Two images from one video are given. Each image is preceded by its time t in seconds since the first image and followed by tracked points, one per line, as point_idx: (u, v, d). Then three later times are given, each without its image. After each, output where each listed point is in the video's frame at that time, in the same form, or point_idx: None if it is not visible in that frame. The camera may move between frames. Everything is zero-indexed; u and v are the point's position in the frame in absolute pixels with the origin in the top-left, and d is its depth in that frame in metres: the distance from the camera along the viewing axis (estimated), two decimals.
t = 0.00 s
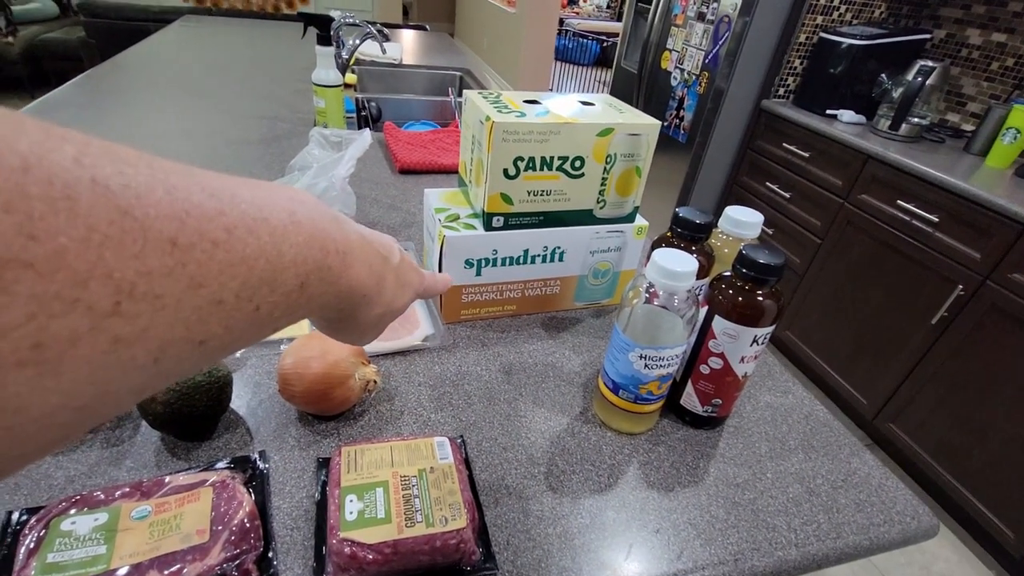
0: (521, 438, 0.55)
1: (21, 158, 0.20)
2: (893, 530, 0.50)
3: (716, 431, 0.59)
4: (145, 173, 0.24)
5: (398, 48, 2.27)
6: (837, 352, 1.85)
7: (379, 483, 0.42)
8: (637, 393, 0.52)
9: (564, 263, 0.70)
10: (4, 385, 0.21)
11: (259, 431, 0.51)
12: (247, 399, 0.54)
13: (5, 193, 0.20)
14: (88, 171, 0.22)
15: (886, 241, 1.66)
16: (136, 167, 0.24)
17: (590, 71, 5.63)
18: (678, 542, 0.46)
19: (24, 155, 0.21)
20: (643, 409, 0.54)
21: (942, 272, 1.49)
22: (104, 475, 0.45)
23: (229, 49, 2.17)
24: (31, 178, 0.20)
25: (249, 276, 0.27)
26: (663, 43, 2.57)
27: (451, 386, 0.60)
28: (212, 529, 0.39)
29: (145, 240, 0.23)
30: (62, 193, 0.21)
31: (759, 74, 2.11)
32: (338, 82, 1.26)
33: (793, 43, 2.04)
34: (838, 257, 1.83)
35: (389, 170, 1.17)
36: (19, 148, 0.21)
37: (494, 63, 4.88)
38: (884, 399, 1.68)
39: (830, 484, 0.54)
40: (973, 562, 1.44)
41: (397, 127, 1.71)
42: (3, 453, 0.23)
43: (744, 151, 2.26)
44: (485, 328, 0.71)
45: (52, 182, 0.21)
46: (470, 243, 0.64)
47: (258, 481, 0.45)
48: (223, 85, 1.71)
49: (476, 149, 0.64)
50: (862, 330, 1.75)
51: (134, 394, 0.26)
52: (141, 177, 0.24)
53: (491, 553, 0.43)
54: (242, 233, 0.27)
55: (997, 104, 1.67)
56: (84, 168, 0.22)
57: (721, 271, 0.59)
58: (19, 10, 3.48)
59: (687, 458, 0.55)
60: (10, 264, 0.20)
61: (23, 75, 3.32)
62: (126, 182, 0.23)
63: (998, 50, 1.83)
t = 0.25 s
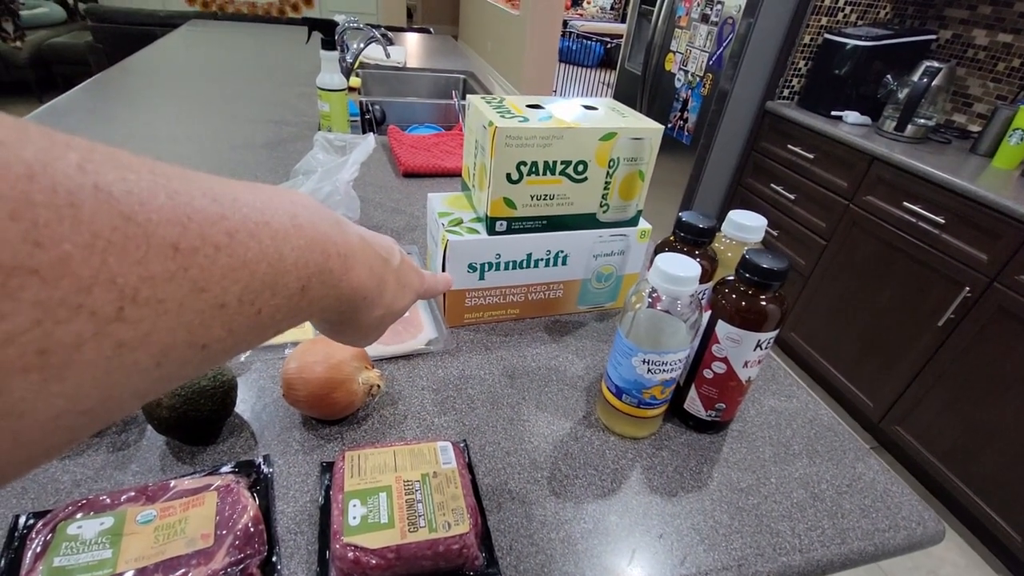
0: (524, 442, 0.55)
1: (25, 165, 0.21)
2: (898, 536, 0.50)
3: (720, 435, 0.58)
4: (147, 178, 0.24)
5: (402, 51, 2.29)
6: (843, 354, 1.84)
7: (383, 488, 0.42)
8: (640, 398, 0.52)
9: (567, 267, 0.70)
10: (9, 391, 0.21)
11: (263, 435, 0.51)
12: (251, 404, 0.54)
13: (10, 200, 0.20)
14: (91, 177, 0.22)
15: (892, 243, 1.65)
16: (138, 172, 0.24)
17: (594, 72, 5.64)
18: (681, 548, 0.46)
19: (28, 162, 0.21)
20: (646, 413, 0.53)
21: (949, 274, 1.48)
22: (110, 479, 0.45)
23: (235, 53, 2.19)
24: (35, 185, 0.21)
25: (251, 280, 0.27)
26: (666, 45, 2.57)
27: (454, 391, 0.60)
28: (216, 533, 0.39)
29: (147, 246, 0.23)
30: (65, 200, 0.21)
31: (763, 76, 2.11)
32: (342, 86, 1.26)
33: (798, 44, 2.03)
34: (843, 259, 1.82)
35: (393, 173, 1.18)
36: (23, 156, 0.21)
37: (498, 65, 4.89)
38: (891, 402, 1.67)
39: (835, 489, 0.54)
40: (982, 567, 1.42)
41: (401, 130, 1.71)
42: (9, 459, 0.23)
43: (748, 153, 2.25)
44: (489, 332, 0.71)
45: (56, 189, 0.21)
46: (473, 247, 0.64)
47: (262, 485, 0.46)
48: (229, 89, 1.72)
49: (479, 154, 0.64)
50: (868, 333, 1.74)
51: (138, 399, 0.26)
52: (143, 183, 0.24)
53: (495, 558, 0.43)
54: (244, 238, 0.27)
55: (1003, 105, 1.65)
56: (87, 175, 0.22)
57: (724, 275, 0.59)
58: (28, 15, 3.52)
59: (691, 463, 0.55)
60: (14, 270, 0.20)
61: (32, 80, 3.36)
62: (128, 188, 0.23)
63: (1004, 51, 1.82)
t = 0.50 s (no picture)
0: (524, 444, 0.55)
1: (34, 171, 0.21)
2: (898, 538, 0.50)
3: (720, 437, 0.58)
4: (152, 182, 0.25)
5: (404, 53, 2.29)
6: (845, 355, 1.83)
7: (382, 490, 0.43)
8: (639, 400, 0.52)
9: (567, 269, 0.70)
10: (18, 394, 0.21)
11: (263, 437, 0.51)
12: (251, 406, 0.55)
13: (19, 205, 0.20)
14: (97, 182, 0.22)
15: (894, 244, 1.64)
16: (143, 177, 0.25)
17: (596, 73, 5.64)
18: (680, 550, 0.46)
19: (36, 167, 0.21)
20: (646, 415, 0.53)
21: (952, 275, 1.48)
22: (112, 481, 0.46)
23: (237, 56, 2.20)
24: (44, 190, 0.21)
25: (255, 282, 0.28)
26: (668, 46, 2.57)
27: (454, 393, 0.60)
28: (216, 535, 0.40)
29: (153, 250, 0.23)
30: (73, 204, 0.21)
31: (764, 76, 2.10)
32: (343, 89, 1.26)
33: (799, 44, 2.03)
34: (845, 260, 1.82)
35: (394, 175, 1.18)
36: (31, 161, 0.21)
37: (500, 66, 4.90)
38: (894, 403, 1.66)
39: (835, 491, 0.54)
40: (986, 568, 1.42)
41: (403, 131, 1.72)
42: (16, 462, 0.23)
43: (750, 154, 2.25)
44: (489, 334, 0.71)
45: (64, 194, 0.21)
46: (473, 249, 0.64)
47: (262, 487, 0.46)
48: (230, 92, 1.72)
49: (478, 156, 0.64)
50: (870, 334, 1.73)
51: (142, 402, 0.26)
52: (148, 187, 0.24)
53: (494, 560, 0.43)
54: (248, 240, 0.27)
55: (1006, 105, 1.65)
56: (94, 179, 0.22)
57: (724, 277, 0.59)
58: (32, 19, 3.54)
59: (691, 465, 0.55)
60: (23, 275, 0.20)
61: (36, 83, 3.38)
62: (134, 192, 0.23)
63: (1007, 50, 1.81)
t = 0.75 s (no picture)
0: (526, 445, 0.55)
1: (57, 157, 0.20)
2: (903, 541, 0.49)
3: (723, 438, 0.58)
4: (171, 172, 0.25)
5: (407, 55, 2.30)
6: (850, 357, 1.82)
7: (384, 491, 0.43)
8: (642, 401, 0.52)
9: (570, 269, 0.70)
10: (42, 380, 0.21)
11: (266, 438, 0.52)
12: (252, 405, 0.55)
13: (42, 190, 0.20)
14: (118, 169, 0.22)
15: (899, 245, 1.63)
16: (162, 166, 0.25)
17: (598, 74, 5.66)
18: (683, 552, 0.46)
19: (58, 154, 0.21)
20: (647, 416, 0.53)
21: (957, 276, 1.47)
22: (115, 481, 0.46)
23: (241, 58, 2.21)
24: (66, 176, 0.20)
25: (270, 274, 0.28)
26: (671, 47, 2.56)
27: (456, 393, 0.60)
28: (218, 535, 0.40)
29: (172, 238, 0.23)
30: (95, 190, 0.21)
31: (768, 77, 2.10)
32: (346, 90, 1.27)
33: (803, 45, 2.02)
34: (849, 261, 1.81)
35: (397, 176, 1.18)
36: (53, 148, 0.21)
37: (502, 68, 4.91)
38: (899, 405, 1.65)
39: (839, 493, 0.53)
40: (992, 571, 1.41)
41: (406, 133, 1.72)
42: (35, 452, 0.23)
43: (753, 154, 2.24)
44: (491, 335, 0.71)
45: (86, 179, 0.21)
46: (475, 250, 0.64)
47: (264, 488, 0.46)
48: (234, 94, 1.73)
49: (481, 157, 0.64)
50: (875, 335, 1.72)
51: (161, 391, 0.26)
52: (167, 176, 0.24)
53: (496, 562, 0.43)
54: (264, 232, 0.27)
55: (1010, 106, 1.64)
56: (115, 167, 0.22)
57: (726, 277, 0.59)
58: (38, 22, 3.56)
59: (694, 466, 0.54)
60: (46, 260, 0.20)
61: (42, 85, 3.40)
62: (153, 180, 0.23)
63: (1012, 51, 1.80)
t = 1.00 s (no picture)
0: (523, 448, 0.55)
1: (53, 160, 0.21)
2: (902, 544, 0.49)
3: (721, 441, 0.58)
4: (168, 174, 0.25)
5: (407, 57, 2.30)
6: (852, 358, 1.82)
7: (379, 495, 0.43)
8: (639, 404, 0.52)
9: (568, 272, 0.70)
10: (39, 383, 0.21)
11: (264, 440, 0.52)
12: (250, 408, 0.55)
13: (38, 194, 0.20)
14: (114, 172, 0.23)
15: (900, 246, 1.63)
16: (159, 168, 0.25)
17: (599, 75, 5.66)
18: (681, 555, 0.46)
19: (55, 156, 0.21)
20: (645, 418, 0.53)
21: (959, 276, 1.47)
22: (113, 484, 0.46)
23: (242, 61, 2.21)
24: (62, 179, 0.21)
25: (268, 275, 0.28)
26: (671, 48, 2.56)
27: (454, 396, 0.60)
28: (215, 539, 0.40)
29: (168, 241, 0.23)
30: (91, 193, 0.21)
31: (769, 78, 2.10)
32: (346, 93, 1.27)
33: (804, 45, 2.02)
34: (850, 261, 1.81)
35: (397, 179, 1.18)
36: (51, 151, 0.21)
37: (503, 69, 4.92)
38: (901, 406, 1.65)
39: (838, 495, 0.53)
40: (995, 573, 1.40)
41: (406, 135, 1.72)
42: (33, 455, 0.23)
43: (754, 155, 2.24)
44: (489, 337, 0.71)
45: (82, 181, 0.21)
46: (473, 253, 0.64)
47: (261, 491, 0.46)
48: (235, 97, 1.73)
49: (478, 160, 0.64)
50: (877, 336, 1.72)
51: (159, 393, 0.26)
52: (164, 178, 0.24)
53: (492, 564, 0.43)
54: (261, 233, 0.28)
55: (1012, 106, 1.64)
56: (111, 169, 0.23)
57: (724, 280, 0.59)
58: (41, 25, 3.58)
59: (692, 469, 0.54)
60: (42, 263, 0.20)
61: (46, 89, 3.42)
62: (150, 182, 0.24)
63: (1013, 50, 1.80)
